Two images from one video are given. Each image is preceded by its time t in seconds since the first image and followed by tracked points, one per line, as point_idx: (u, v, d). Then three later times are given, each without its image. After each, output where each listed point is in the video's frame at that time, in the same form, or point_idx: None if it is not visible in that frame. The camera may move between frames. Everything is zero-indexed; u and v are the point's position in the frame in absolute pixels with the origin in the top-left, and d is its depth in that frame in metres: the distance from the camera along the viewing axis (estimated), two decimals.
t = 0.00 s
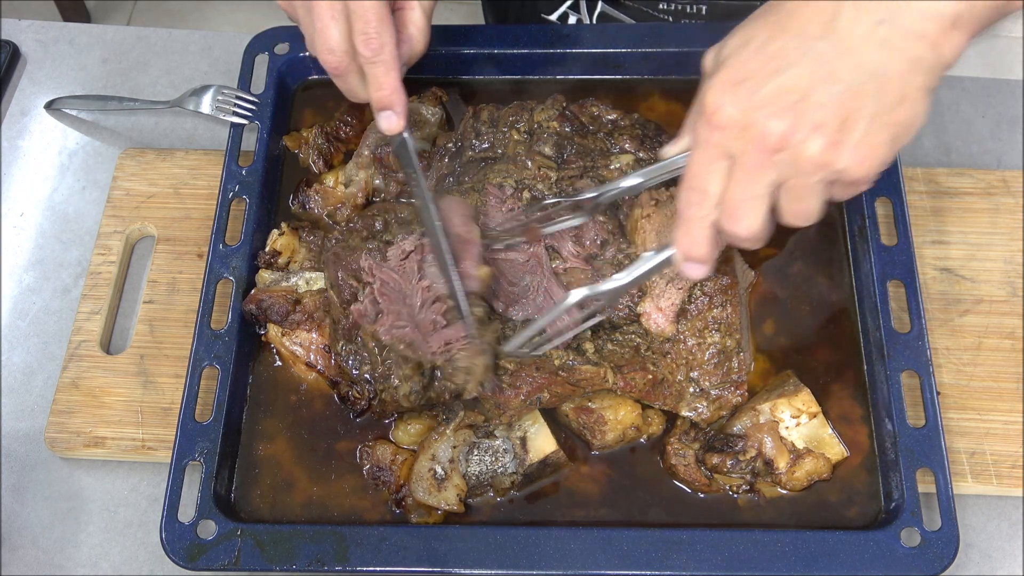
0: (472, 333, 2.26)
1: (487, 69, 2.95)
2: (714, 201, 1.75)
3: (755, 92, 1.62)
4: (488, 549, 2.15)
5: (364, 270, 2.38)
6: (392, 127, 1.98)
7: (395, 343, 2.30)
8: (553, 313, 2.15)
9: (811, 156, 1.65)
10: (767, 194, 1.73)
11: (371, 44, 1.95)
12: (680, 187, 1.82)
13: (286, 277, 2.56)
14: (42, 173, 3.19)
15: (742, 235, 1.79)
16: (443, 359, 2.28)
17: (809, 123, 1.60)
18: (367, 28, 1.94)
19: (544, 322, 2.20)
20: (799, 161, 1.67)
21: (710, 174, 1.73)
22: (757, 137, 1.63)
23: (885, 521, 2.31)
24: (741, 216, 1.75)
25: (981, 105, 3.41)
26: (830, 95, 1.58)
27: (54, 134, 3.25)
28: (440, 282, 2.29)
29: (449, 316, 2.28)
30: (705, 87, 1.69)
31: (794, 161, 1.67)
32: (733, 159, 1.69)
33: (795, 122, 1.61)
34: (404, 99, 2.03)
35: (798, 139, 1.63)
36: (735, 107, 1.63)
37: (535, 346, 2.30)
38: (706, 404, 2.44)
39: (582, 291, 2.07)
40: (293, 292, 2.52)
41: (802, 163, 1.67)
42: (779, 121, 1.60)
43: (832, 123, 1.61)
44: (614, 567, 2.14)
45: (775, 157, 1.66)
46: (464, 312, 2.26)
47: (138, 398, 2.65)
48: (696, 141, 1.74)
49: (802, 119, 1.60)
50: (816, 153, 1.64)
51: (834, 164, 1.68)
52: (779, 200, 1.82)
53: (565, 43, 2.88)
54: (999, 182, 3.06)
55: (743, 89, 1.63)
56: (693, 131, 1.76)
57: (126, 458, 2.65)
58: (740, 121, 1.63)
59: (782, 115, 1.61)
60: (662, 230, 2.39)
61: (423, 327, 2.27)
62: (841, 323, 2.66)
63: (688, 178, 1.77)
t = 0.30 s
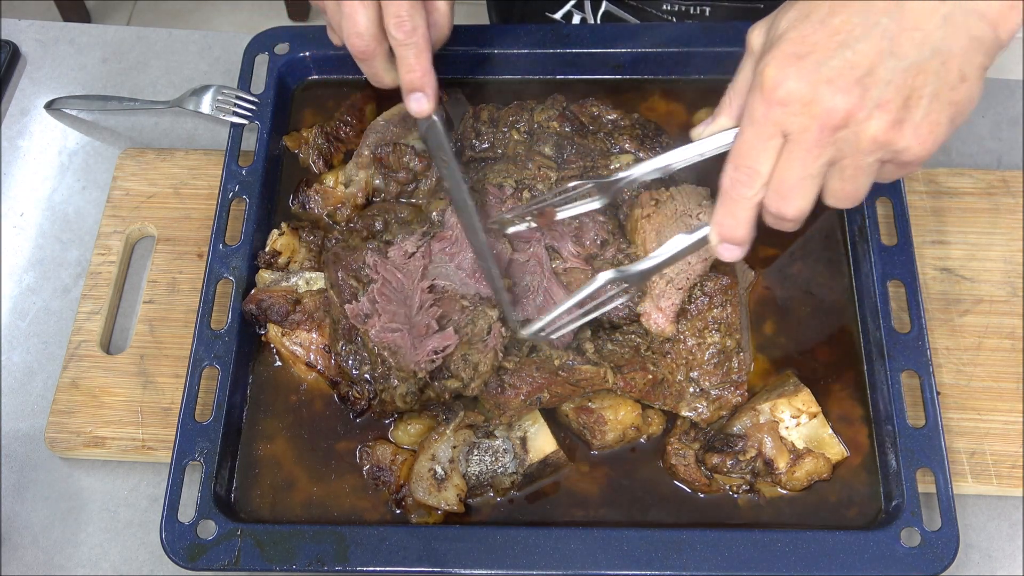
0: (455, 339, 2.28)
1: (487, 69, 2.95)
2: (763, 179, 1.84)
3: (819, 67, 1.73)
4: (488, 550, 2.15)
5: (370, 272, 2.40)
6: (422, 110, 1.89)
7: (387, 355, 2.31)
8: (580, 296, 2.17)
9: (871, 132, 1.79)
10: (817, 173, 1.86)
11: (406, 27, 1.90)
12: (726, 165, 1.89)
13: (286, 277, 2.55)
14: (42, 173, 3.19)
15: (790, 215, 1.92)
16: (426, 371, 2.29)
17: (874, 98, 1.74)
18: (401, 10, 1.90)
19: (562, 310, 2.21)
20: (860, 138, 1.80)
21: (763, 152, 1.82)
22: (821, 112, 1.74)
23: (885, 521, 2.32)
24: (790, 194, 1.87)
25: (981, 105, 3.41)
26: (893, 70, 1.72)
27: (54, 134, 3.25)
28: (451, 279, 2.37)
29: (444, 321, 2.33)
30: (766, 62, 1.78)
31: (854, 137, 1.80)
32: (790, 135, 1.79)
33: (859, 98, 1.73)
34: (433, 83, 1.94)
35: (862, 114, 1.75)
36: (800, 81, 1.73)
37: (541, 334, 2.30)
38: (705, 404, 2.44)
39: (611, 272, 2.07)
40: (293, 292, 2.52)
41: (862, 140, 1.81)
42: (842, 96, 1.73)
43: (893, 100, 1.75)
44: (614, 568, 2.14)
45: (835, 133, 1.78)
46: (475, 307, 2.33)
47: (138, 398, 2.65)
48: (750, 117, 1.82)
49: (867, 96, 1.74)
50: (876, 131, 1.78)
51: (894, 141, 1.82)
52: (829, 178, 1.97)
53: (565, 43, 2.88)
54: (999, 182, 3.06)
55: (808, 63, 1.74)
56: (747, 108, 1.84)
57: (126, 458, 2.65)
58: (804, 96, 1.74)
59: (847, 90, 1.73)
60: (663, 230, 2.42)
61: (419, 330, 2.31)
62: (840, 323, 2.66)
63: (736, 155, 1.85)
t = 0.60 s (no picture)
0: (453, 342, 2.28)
1: (487, 69, 2.95)
2: (655, 189, 1.78)
3: (709, 83, 1.65)
4: (489, 550, 2.15)
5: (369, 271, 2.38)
6: (328, 112, 1.92)
7: (385, 354, 2.30)
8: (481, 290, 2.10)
9: (756, 150, 1.70)
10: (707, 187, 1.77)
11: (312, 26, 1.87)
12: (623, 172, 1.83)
13: (286, 277, 2.55)
14: (42, 173, 3.19)
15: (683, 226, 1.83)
16: (426, 371, 2.28)
17: (758, 117, 1.65)
18: (309, 8, 1.87)
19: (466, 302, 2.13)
20: (743, 155, 1.72)
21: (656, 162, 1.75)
22: (707, 128, 1.67)
23: (885, 521, 2.31)
24: (681, 207, 1.79)
25: (981, 105, 3.41)
26: (780, 92, 1.62)
27: (54, 134, 3.25)
28: (452, 279, 2.38)
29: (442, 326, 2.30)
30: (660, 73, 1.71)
31: (738, 154, 1.72)
32: (681, 147, 1.72)
33: (744, 116, 1.65)
34: (343, 85, 1.95)
35: (745, 132, 1.67)
36: (688, 95, 1.66)
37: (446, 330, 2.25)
38: (705, 404, 2.43)
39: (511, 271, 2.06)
40: (293, 292, 2.52)
41: (747, 157, 1.72)
42: (728, 113, 1.65)
43: (778, 120, 1.65)
44: (615, 568, 2.14)
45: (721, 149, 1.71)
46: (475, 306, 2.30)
47: (138, 398, 2.65)
48: (645, 127, 1.75)
49: (752, 114, 1.65)
50: (761, 148, 1.69)
51: (777, 161, 1.72)
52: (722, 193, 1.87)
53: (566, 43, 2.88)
54: (999, 182, 3.07)
55: (698, 78, 1.65)
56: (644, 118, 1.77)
57: (126, 458, 2.65)
58: (690, 110, 1.66)
59: (733, 107, 1.64)
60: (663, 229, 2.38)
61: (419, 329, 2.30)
62: (841, 323, 2.66)
63: (632, 164, 1.78)
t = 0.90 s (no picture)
0: (457, 358, 2.29)
1: (486, 68, 2.94)
2: (624, 226, 1.84)
3: (667, 124, 1.73)
4: (489, 550, 2.15)
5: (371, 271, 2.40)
6: (322, 135, 1.96)
7: (390, 357, 2.33)
8: (469, 317, 2.18)
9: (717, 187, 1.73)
10: (675, 224, 1.82)
11: (302, 55, 1.91)
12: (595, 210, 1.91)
13: (286, 277, 2.55)
14: (41, 173, 3.19)
15: (651, 261, 1.89)
16: (440, 380, 2.30)
17: (716, 155, 1.70)
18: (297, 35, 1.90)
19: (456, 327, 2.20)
20: (707, 194, 1.74)
21: (622, 200, 1.82)
22: (666, 167, 1.72)
23: (885, 521, 2.31)
24: (649, 243, 1.84)
25: (981, 105, 3.41)
26: (736, 128, 1.69)
27: (54, 134, 3.25)
28: (453, 282, 2.39)
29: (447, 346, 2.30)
30: (621, 115, 1.79)
31: (701, 193, 1.75)
32: (644, 187, 1.78)
33: (702, 154, 1.70)
34: (336, 107, 1.99)
35: (704, 171, 1.71)
36: (646, 135, 1.73)
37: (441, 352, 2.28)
38: (706, 404, 2.43)
39: (499, 299, 2.14)
40: (293, 292, 2.52)
41: (709, 195, 1.74)
42: (686, 152, 1.70)
43: (736, 156, 1.70)
44: (614, 568, 2.14)
45: (682, 189, 1.74)
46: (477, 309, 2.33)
47: (138, 398, 2.65)
48: (610, 166, 1.83)
49: (708, 152, 1.70)
50: (721, 185, 1.72)
51: (740, 199, 1.74)
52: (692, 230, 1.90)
53: (565, 43, 2.89)
54: (999, 182, 3.06)
55: (655, 118, 1.74)
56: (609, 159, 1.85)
57: (126, 458, 2.65)
58: (650, 150, 1.73)
59: (689, 146, 1.71)
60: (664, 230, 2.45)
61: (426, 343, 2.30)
62: (841, 322, 2.66)
63: (600, 203, 1.86)
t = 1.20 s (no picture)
0: (456, 352, 2.27)
1: (487, 68, 2.94)
2: (728, 191, 1.71)
3: (785, 81, 1.53)
4: (489, 550, 2.15)
5: (370, 272, 2.39)
6: (340, 131, 2.06)
7: (385, 356, 2.31)
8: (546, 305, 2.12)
9: (836, 147, 1.62)
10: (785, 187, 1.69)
11: (312, 51, 2.04)
12: (693, 174, 1.77)
13: (286, 277, 2.55)
14: (42, 173, 3.19)
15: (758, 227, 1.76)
16: (436, 378, 2.27)
17: (840, 113, 1.56)
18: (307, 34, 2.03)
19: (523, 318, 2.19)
20: (826, 153, 1.63)
21: (729, 163, 1.68)
22: (782, 129, 1.57)
23: (885, 521, 2.32)
24: (757, 209, 1.72)
25: (981, 105, 3.41)
26: (863, 84, 1.53)
27: (54, 135, 3.25)
28: (453, 280, 2.37)
29: (438, 337, 2.32)
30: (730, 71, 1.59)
31: (818, 152, 1.63)
32: (753, 150, 1.63)
33: (825, 113, 1.55)
34: (349, 101, 2.10)
35: (828, 131, 1.58)
36: (762, 95, 1.55)
37: (438, 343, 2.31)
38: (706, 404, 2.43)
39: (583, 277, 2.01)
40: (293, 292, 2.52)
41: (829, 155, 1.64)
42: (806, 112, 1.54)
43: (858, 115, 1.58)
44: (614, 568, 2.14)
45: (801, 149, 1.61)
46: (476, 308, 2.32)
47: (138, 398, 2.65)
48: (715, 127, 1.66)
49: (831, 111, 1.55)
50: (840, 145, 1.61)
51: (863, 156, 1.65)
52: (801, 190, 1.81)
53: (565, 43, 2.89)
54: (999, 182, 3.06)
55: (769, 76, 1.54)
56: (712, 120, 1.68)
57: (126, 458, 2.65)
58: (766, 110, 1.56)
59: (811, 105, 1.54)
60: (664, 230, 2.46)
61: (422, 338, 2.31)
62: (841, 321, 2.66)
63: (701, 167, 1.72)
